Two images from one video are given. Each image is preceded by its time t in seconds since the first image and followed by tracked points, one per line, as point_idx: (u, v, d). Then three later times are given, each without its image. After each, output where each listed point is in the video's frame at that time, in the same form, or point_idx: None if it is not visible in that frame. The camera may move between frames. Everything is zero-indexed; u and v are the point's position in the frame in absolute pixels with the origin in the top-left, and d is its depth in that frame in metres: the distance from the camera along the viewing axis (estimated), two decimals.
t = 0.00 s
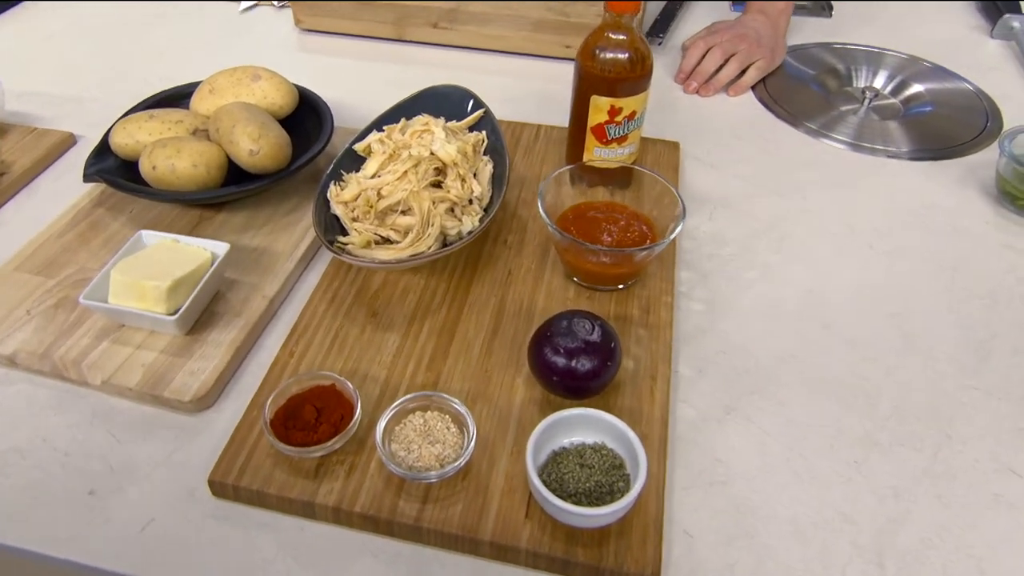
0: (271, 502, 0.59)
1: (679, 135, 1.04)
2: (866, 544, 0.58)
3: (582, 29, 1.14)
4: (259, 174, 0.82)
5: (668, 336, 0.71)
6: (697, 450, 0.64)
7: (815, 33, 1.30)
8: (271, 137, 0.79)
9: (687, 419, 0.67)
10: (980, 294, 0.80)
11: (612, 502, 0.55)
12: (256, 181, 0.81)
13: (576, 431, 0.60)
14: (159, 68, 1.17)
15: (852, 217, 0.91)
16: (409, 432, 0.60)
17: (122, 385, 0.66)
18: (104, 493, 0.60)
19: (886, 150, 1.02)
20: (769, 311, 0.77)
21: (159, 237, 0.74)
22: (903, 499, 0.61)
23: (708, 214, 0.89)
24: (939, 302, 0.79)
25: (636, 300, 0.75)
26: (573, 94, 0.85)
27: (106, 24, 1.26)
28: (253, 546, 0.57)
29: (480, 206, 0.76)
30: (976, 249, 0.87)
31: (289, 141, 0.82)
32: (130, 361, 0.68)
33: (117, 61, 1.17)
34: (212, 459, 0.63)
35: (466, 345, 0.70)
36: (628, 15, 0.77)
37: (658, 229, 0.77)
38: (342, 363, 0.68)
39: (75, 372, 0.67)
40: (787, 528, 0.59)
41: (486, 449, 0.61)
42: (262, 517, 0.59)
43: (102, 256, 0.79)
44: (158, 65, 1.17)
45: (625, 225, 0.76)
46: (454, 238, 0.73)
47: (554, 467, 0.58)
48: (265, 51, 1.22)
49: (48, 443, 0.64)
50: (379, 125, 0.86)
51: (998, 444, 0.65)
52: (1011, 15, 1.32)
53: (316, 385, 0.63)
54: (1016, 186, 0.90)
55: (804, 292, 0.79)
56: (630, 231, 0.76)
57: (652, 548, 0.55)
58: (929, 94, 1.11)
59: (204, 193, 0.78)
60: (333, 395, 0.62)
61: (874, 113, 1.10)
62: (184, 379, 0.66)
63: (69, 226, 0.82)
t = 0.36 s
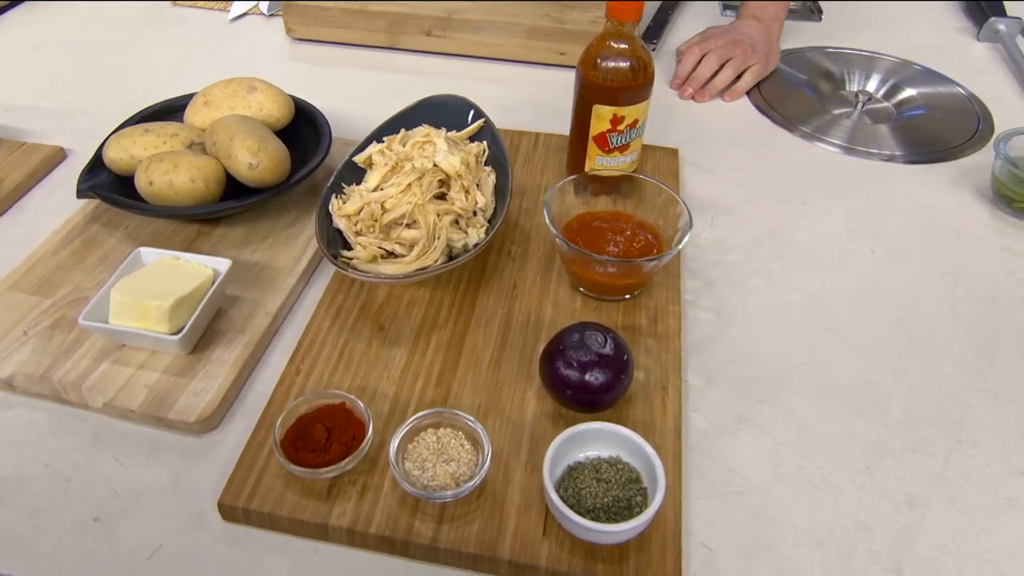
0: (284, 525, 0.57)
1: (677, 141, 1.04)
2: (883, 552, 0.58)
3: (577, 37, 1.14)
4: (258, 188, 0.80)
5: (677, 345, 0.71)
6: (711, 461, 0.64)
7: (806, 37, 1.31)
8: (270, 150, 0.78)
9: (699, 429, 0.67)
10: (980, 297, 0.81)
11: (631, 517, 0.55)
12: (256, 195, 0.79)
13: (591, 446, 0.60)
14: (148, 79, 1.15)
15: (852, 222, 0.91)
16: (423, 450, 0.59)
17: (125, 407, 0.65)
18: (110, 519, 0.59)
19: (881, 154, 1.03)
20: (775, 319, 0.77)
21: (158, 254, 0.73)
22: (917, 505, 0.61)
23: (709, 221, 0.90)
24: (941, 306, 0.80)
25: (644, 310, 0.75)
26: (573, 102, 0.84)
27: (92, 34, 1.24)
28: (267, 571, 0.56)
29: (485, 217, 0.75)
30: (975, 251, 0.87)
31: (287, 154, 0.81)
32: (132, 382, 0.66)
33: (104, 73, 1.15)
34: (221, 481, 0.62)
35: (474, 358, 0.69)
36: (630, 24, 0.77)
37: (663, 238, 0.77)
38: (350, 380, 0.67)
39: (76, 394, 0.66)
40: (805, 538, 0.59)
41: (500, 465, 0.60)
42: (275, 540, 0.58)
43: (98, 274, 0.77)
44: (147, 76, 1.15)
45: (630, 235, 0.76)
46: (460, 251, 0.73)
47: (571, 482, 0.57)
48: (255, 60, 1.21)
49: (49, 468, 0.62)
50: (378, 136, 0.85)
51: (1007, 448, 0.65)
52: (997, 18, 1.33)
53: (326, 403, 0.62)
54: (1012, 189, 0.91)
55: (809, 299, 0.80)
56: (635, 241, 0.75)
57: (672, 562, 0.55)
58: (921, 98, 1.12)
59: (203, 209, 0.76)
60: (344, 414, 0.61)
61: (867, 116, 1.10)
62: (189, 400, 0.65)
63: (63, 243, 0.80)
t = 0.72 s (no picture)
0: (303, 541, 0.57)
1: (674, 143, 1.04)
2: (902, 549, 0.58)
3: (571, 41, 1.14)
4: (260, 199, 0.79)
5: (687, 348, 0.71)
6: (728, 463, 0.64)
7: (795, 38, 1.32)
8: (272, 161, 0.77)
9: (714, 431, 0.67)
10: (980, 293, 0.82)
11: (654, 523, 0.55)
12: (258, 206, 0.78)
13: (609, 452, 0.60)
14: (138, 89, 1.13)
15: (851, 221, 0.92)
16: (441, 461, 0.58)
17: (133, 426, 0.63)
18: (123, 541, 0.58)
19: (872, 152, 1.04)
20: (781, 320, 0.78)
21: (161, 269, 0.71)
22: (931, 502, 0.62)
23: (711, 223, 0.90)
24: (944, 303, 0.81)
25: (652, 314, 0.75)
26: (576, 107, 0.84)
27: (77, 45, 1.22)
28: None
29: (491, 224, 0.75)
30: (973, 249, 0.89)
31: (288, 164, 0.80)
32: (139, 400, 0.65)
33: (93, 84, 1.13)
34: (235, 499, 0.61)
35: (486, 366, 0.69)
36: (632, 29, 0.77)
37: (670, 241, 0.77)
38: (363, 392, 0.66)
39: (81, 415, 0.65)
40: (824, 537, 0.59)
41: (519, 474, 0.60)
42: (295, 557, 0.57)
43: (99, 290, 0.76)
44: (136, 87, 1.13)
45: (638, 239, 0.76)
46: (469, 259, 0.72)
47: (592, 490, 0.57)
48: (246, 69, 1.19)
49: (57, 491, 0.61)
50: (379, 144, 0.85)
51: (1016, 442, 0.66)
52: (980, 17, 1.35)
53: (340, 417, 0.61)
54: (1005, 185, 0.93)
55: (813, 299, 0.81)
56: (642, 245, 0.75)
57: (697, 567, 0.55)
58: (911, 98, 1.14)
59: (204, 221, 0.75)
60: (359, 427, 0.60)
61: (858, 116, 1.12)
62: (198, 416, 0.64)
63: (60, 259, 0.79)
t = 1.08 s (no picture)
0: (327, 554, 0.56)
1: (671, 146, 1.05)
2: (920, 542, 0.59)
3: (565, 46, 1.15)
4: (265, 210, 0.79)
5: (699, 349, 0.72)
6: (745, 462, 0.65)
7: (783, 40, 1.34)
8: (277, 172, 0.77)
9: (729, 431, 0.67)
10: (978, 287, 0.84)
11: (679, 525, 0.55)
12: (264, 216, 0.78)
13: (630, 455, 0.60)
14: (129, 100, 1.12)
15: (848, 220, 0.94)
16: (464, 470, 0.58)
17: (148, 443, 0.63)
18: (143, 560, 0.57)
19: (863, 151, 1.06)
20: (787, 318, 0.79)
21: (168, 283, 0.71)
22: (944, 494, 0.63)
23: (713, 224, 0.91)
24: (944, 298, 0.83)
25: (662, 316, 0.75)
26: (579, 111, 0.85)
27: (65, 57, 1.20)
28: None
29: (501, 231, 0.75)
30: (968, 244, 0.91)
31: (293, 174, 0.80)
32: (152, 417, 0.64)
33: (82, 96, 1.11)
34: (255, 513, 0.60)
35: (502, 373, 0.69)
36: (635, 34, 0.77)
37: (677, 244, 0.78)
38: (379, 401, 0.66)
39: (93, 433, 0.64)
40: (843, 533, 0.60)
41: (541, 480, 0.60)
42: (319, 570, 0.57)
43: (103, 306, 0.75)
44: (127, 98, 1.12)
45: (646, 242, 0.76)
46: (480, 266, 0.72)
47: (616, 493, 0.57)
48: (238, 78, 1.18)
49: (72, 511, 0.60)
50: (383, 152, 0.84)
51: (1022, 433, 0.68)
52: (960, 17, 1.37)
53: (360, 428, 0.61)
54: (996, 181, 0.95)
55: (817, 297, 0.82)
56: (650, 247, 0.76)
57: (722, 566, 0.55)
58: (900, 97, 1.16)
59: (210, 233, 0.74)
60: (380, 437, 0.60)
61: (848, 115, 1.14)
62: (214, 431, 0.63)
63: (62, 275, 0.78)
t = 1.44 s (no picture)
0: (350, 564, 0.56)
1: (665, 148, 1.06)
2: (929, 530, 0.61)
3: (556, 50, 1.16)
4: (268, 220, 0.78)
5: (705, 348, 0.73)
6: (756, 458, 0.66)
7: (768, 41, 1.36)
8: (280, 181, 0.76)
9: (738, 427, 0.69)
10: (970, 281, 0.86)
11: (699, 522, 0.56)
12: (267, 226, 0.77)
13: (646, 454, 0.61)
14: (117, 112, 1.11)
15: (841, 217, 0.96)
16: (484, 475, 0.59)
17: (160, 458, 0.62)
18: None
19: (850, 149, 1.08)
20: (788, 315, 0.81)
21: (173, 296, 0.70)
22: (950, 483, 0.65)
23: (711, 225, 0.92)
24: (937, 292, 0.85)
25: (667, 316, 0.76)
26: (577, 115, 0.86)
27: (49, 69, 1.19)
28: None
29: (506, 235, 0.75)
30: (957, 238, 0.93)
31: (295, 184, 0.79)
32: (163, 431, 0.64)
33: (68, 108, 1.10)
34: (273, 525, 0.60)
35: (513, 377, 0.69)
36: (634, 39, 0.78)
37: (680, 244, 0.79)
38: (393, 410, 0.66)
39: (103, 450, 0.63)
40: (854, 524, 0.61)
41: (559, 483, 0.61)
42: None
43: (105, 321, 0.74)
44: (116, 110, 1.11)
45: (650, 244, 0.77)
46: (488, 271, 0.72)
47: (635, 493, 0.58)
48: (227, 87, 1.17)
49: (86, 529, 0.59)
50: (383, 160, 0.84)
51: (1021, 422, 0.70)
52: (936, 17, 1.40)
53: (377, 436, 0.61)
54: (981, 176, 0.97)
55: (816, 294, 0.84)
56: (655, 249, 0.77)
57: (742, 561, 0.56)
58: (883, 96, 1.18)
59: (214, 245, 0.74)
60: (397, 445, 0.60)
61: (834, 114, 1.16)
62: (227, 444, 0.63)
63: (61, 291, 0.77)
